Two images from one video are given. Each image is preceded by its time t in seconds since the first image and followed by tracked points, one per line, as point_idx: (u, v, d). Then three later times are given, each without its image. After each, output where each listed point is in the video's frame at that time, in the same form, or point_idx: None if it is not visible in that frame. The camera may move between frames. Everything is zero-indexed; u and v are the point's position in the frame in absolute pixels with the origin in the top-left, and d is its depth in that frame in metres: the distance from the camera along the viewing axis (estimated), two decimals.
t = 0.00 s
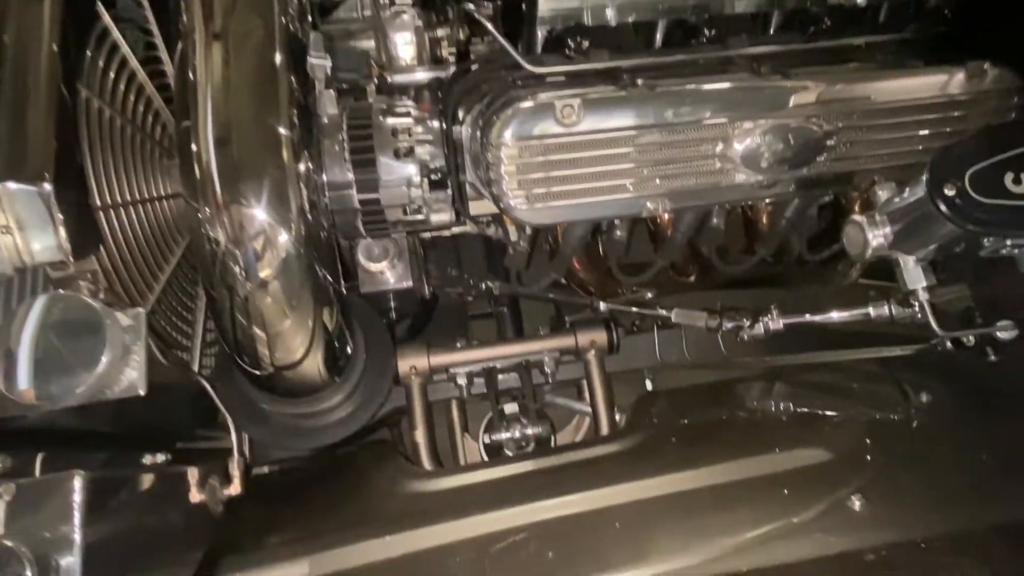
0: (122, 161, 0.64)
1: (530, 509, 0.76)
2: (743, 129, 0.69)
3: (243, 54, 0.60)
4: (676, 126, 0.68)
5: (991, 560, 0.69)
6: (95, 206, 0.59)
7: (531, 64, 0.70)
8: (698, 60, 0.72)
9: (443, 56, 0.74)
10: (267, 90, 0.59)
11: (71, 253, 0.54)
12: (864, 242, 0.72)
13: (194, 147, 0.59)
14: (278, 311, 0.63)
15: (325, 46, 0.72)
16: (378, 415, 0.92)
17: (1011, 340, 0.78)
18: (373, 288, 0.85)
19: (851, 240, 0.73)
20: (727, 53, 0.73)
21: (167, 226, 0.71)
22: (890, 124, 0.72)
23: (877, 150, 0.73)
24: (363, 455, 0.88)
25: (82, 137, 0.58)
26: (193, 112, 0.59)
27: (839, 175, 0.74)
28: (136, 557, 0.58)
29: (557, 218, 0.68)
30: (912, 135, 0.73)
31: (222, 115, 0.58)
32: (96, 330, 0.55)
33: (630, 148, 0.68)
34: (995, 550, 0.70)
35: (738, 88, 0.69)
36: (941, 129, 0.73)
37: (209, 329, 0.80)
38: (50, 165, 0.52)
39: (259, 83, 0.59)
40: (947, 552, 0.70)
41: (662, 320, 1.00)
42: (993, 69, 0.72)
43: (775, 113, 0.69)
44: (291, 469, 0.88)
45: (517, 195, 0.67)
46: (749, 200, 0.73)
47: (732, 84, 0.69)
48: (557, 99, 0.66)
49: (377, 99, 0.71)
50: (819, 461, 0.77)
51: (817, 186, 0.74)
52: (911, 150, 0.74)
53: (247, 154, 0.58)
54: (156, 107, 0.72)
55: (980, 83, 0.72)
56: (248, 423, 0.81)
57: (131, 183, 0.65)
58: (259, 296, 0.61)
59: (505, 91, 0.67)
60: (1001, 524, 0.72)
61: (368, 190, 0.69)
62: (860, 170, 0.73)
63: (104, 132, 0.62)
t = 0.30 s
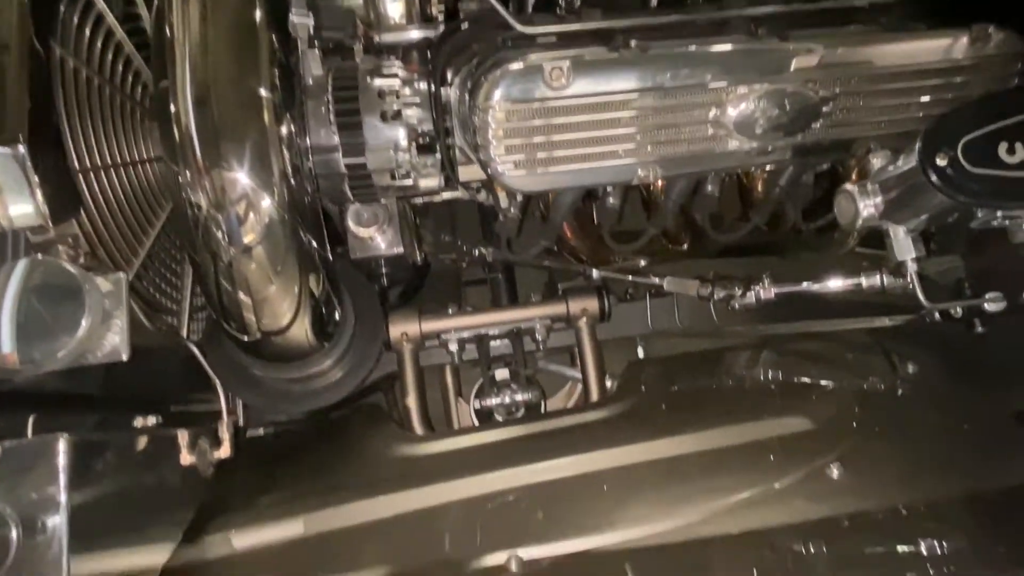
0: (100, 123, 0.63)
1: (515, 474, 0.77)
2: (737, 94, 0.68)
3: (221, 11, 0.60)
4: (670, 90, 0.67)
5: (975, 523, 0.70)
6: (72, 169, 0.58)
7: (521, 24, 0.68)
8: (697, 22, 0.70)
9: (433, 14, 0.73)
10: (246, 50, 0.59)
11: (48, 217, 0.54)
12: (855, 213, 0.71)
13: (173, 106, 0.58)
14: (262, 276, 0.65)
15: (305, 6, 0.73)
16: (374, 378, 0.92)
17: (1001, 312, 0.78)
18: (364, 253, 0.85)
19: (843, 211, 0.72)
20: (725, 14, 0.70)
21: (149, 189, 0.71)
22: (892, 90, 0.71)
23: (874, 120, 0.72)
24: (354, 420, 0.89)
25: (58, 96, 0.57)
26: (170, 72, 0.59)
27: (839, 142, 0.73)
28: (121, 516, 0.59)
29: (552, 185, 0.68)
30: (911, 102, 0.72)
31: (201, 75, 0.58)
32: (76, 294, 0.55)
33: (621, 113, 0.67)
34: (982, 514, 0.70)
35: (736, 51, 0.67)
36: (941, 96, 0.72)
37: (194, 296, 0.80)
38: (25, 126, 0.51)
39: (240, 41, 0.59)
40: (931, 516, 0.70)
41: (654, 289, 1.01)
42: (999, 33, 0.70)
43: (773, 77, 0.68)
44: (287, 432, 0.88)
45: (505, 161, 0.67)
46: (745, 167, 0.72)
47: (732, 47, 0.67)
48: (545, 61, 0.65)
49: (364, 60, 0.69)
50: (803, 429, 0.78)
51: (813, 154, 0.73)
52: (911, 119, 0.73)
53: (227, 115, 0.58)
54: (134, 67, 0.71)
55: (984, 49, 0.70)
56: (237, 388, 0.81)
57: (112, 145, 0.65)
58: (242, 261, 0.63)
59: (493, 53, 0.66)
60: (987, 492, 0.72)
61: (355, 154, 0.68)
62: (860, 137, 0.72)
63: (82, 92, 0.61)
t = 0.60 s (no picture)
0: (89, 78, 0.63)
1: (508, 432, 0.78)
2: (741, 52, 0.67)
3: None
4: (672, 47, 0.65)
5: (959, 485, 0.71)
6: (62, 126, 0.58)
7: None
8: None
9: None
10: (234, 4, 0.59)
11: (38, 172, 0.54)
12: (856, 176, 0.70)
13: (161, 60, 0.58)
14: (256, 237, 0.65)
15: None
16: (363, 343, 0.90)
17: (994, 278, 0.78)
18: (361, 214, 0.85)
19: (842, 173, 0.72)
20: None
21: (141, 146, 0.71)
22: (898, 49, 0.69)
23: (880, 81, 0.71)
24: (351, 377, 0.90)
25: (41, 51, 0.57)
26: (159, 26, 0.59)
27: (845, 103, 0.72)
28: (129, 469, 0.61)
29: (554, 144, 0.68)
30: (919, 62, 0.70)
31: (189, 30, 0.58)
32: (69, 252, 0.55)
33: (620, 71, 0.66)
34: (966, 476, 0.71)
35: (744, 6, 0.65)
36: (947, 57, 0.71)
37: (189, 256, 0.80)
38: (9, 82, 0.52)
39: None
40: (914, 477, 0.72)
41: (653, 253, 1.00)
42: None
43: (779, 35, 0.66)
44: (285, 390, 0.88)
45: (501, 120, 0.66)
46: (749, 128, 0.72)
47: (742, 3, 0.65)
48: (543, 15, 0.63)
49: (358, 15, 0.68)
50: (795, 393, 0.79)
51: (817, 115, 0.72)
52: (916, 79, 0.71)
53: (216, 70, 0.58)
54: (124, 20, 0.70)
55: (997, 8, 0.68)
56: (235, 346, 0.81)
57: (102, 100, 0.64)
58: (236, 220, 0.63)
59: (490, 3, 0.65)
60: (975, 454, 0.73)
61: (349, 111, 0.68)
62: (865, 98, 0.71)
63: (68, 46, 0.61)
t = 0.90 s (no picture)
0: (83, 47, 0.63)
1: (504, 403, 0.79)
2: (742, 24, 0.66)
3: None
4: (675, 17, 0.64)
5: (946, 456, 0.72)
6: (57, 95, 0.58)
7: None
8: None
9: None
10: None
11: (34, 141, 0.54)
12: (853, 153, 0.68)
13: (157, 28, 0.59)
14: (254, 207, 0.65)
15: None
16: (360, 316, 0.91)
17: (986, 255, 0.79)
18: (358, 184, 0.86)
19: (840, 150, 0.69)
20: None
21: (137, 114, 0.71)
22: (903, 24, 0.68)
23: (884, 56, 0.70)
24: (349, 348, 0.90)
25: (35, 20, 0.57)
26: None
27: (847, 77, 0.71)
28: (134, 435, 0.62)
29: (554, 118, 0.68)
30: (922, 38, 0.69)
31: None
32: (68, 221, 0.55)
33: (622, 42, 0.65)
34: (953, 447, 0.73)
35: None
36: (954, 30, 0.69)
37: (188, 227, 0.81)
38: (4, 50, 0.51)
39: None
40: (901, 449, 0.73)
41: (651, 228, 1.01)
42: None
43: (783, 7, 0.66)
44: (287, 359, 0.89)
45: (499, 92, 0.66)
46: (750, 102, 0.71)
47: None
48: None
49: None
50: (788, 367, 0.80)
51: (819, 88, 0.71)
52: (922, 53, 0.70)
53: (212, 39, 0.58)
54: None
55: None
56: (236, 317, 0.82)
57: (97, 69, 0.64)
58: (234, 190, 0.64)
59: None
60: (961, 427, 0.74)
61: (346, 81, 0.68)
62: (868, 73, 0.70)
63: (61, 15, 0.61)
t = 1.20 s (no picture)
0: (83, 30, 0.63)
1: (506, 388, 0.80)
2: (749, 9, 0.64)
3: None
4: (681, 2, 0.63)
5: (945, 442, 0.73)
6: (61, 78, 0.58)
7: None
8: None
9: None
10: None
11: (37, 125, 0.54)
12: (858, 139, 0.65)
13: (157, 10, 0.58)
14: (257, 191, 0.66)
15: None
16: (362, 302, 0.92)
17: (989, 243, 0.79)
18: (360, 170, 0.86)
19: (845, 137, 0.67)
20: None
21: (138, 97, 0.71)
22: (912, 10, 0.66)
23: (887, 41, 0.69)
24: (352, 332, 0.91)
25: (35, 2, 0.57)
26: None
27: (851, 63, 0.71)
28: (140, 418, 0.63)
29: (554, 102, 0.68)
30: (929, 25, 0.68)
31: None
32: (73, 206, 0.55)
33: (626, 27, 0.64)
34: (952, 433, 0.73)
35: None
36: (962, 16, 0.67)
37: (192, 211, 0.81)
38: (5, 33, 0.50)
39: None
40: (899, 435, 0.74)
41: (653, 214, 1.01)
42: None
43: None
44: (291, 342, 0.89)
45: (503, 77, 0.66)
46: (752, 88, 0.71)
47: None
48: None
49: None
50: (789, 354, 0.80)
51: (824, 75, 0.72)
52: (928, 38, 0.69)
53: (213, 22, 0.58)
54: None
55: None
56: (240, 302, 0.82)
57: (97, 51, 0.64)
58: (236, 175, 0.64)
59: None
60: (961, 413, 0.75)
61: (349, 66, 0.68)
62: (873, 58, 0.70)
63: None
